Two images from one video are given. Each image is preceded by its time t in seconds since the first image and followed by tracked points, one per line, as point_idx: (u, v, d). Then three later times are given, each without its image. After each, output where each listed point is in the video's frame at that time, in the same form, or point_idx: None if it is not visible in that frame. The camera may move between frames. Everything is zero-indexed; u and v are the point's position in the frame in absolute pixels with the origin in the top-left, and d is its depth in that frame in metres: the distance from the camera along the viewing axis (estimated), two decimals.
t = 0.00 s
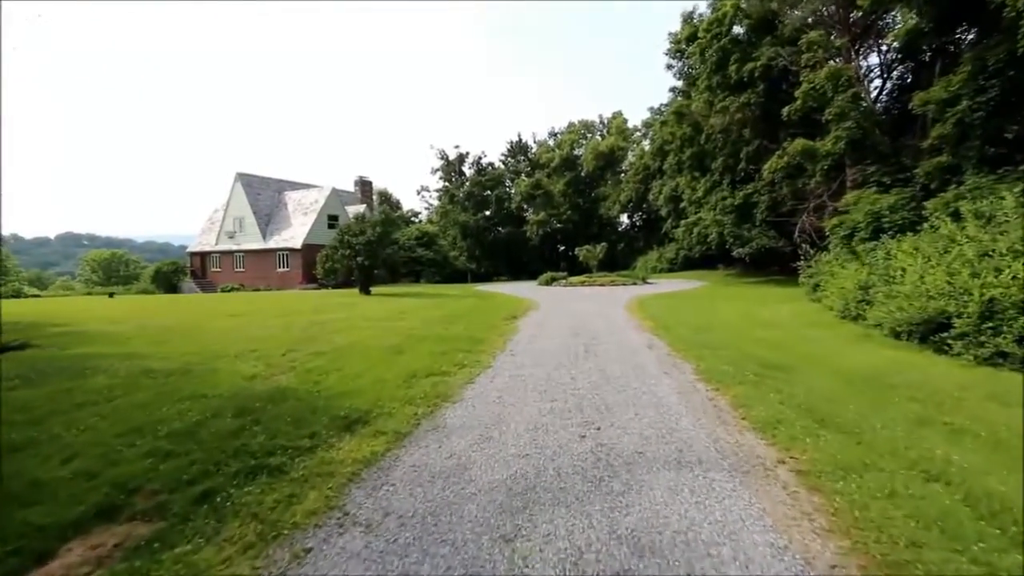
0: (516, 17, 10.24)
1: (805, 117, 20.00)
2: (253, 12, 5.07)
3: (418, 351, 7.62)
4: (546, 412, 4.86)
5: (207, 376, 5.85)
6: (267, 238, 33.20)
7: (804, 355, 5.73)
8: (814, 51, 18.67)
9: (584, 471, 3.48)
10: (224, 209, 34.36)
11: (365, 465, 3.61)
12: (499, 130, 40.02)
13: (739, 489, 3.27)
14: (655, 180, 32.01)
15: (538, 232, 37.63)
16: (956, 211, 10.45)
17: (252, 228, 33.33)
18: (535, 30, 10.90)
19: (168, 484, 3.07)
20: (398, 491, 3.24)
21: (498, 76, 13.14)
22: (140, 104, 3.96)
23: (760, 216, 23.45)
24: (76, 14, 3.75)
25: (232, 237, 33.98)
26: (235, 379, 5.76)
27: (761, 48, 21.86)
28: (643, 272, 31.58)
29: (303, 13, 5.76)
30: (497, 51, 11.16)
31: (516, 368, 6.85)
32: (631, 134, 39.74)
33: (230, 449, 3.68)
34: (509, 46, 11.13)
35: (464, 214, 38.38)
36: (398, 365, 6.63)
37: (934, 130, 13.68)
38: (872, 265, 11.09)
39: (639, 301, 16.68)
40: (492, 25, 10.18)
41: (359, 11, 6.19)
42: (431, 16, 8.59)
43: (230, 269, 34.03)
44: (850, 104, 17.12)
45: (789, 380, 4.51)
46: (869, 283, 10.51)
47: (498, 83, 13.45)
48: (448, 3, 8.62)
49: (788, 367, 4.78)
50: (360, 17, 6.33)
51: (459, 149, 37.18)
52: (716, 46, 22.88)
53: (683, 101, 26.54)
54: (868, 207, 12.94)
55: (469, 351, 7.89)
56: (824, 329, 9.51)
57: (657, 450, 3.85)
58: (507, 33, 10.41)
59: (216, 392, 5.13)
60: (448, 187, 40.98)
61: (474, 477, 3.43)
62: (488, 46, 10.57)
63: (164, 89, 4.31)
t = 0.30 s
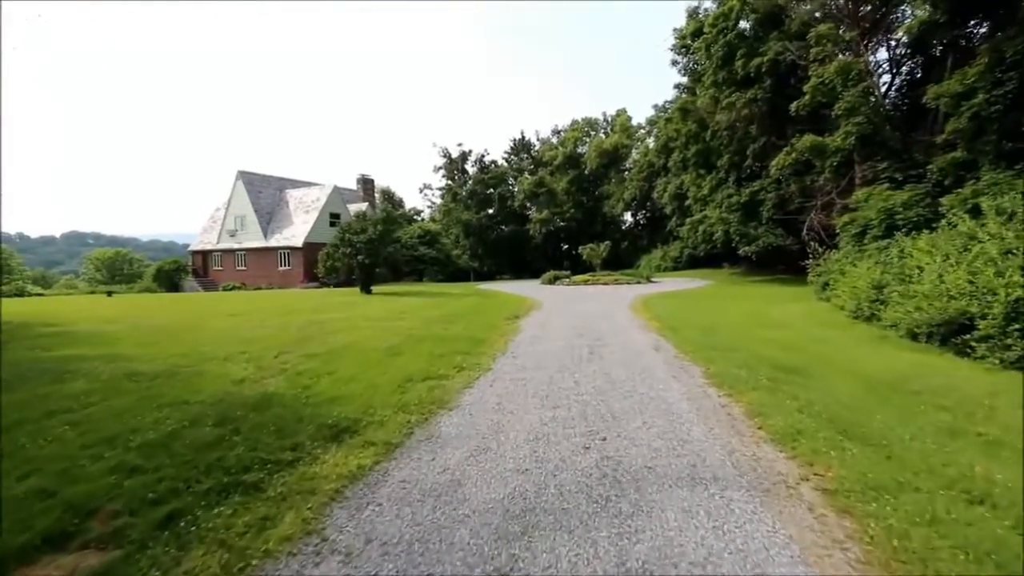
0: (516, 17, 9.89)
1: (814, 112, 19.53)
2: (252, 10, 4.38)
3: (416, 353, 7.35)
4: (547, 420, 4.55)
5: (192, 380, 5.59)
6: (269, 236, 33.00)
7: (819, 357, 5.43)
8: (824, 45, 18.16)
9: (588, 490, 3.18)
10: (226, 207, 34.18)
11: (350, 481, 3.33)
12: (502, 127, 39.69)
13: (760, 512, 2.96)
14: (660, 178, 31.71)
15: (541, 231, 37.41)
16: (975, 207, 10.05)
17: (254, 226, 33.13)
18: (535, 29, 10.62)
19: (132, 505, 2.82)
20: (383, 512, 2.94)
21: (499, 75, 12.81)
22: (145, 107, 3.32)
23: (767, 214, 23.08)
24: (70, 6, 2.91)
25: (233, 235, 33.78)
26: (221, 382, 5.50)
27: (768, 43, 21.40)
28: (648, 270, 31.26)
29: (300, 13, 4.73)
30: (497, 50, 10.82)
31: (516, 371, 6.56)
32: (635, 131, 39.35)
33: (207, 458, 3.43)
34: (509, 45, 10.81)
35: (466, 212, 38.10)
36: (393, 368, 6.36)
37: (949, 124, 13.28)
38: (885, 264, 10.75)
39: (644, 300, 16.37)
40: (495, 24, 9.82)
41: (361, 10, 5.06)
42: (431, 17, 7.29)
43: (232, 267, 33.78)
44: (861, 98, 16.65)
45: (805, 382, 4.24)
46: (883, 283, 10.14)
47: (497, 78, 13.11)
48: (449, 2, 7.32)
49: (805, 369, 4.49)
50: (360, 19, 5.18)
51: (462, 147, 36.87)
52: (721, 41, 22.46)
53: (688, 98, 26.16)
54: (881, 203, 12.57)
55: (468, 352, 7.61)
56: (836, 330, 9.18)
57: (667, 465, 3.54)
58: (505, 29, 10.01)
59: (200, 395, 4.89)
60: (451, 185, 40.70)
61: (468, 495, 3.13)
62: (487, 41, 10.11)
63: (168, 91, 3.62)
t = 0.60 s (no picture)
0: (517, 16, 9.65)
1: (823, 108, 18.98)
2: (251, 10, 3.71)
3: (412, 354, 7.05)
4: (546, 428, 4.25)
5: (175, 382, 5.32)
6: (271, 235, 32.78)
7: (836, 358, 5.09)
8: (832, 38, 17.53)
9: (589, 510, 2.89)
10: (227, 206, 33.94)
11: (328, 499, 3.04)
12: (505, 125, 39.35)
13: (782, 536, 2.66)
14: (664, 175, 31.38)
15: (544, 229, 37.19)
16: (994, 202, 9.67)
17: (256, 225, 32.91)
18: (535, 29, 10.32)
19: (83, 528, 2.54)
20: (362, 536, 2.66)
21: (499, 75, 12.43)
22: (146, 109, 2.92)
23: (773, 211, 22.69)
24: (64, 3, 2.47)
25: (235, 234, 33.57)
26: (205, 387, 5.23)
27: (775, 36, 20.95)
28: (652, 269, 30.88)
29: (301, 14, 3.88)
30: (497, 51, 10.35)
31: (515, 374, 6.26)
32: (639, 128, 38.96)
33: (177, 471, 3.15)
34: (509, 46, 10.39)
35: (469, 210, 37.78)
36: (387, 370, 6.08)
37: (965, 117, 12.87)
38: (899, 262, 10.34)
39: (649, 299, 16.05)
40: (505, 29, 9.53)
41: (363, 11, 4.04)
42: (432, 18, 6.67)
43: (233, 266, 33.57)
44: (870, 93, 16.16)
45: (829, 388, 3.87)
46: (898, 281, 9.71)
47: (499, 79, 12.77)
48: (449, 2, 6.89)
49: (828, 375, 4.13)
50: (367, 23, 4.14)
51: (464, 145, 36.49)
52: (727, 36, 22.04)
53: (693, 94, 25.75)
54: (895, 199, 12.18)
55: (466, 354, 7.31)
56: (848, 329, 8.84)
57: (677, 480, 3.25)
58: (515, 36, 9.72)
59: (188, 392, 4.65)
60: (454, 183, 40.38)
61: (457, 517, 2.83)
62: (489, 43, 9.63)
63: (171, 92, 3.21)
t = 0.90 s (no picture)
0: (517, 14, 9.37)
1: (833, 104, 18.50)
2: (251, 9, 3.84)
3: (406, 358, 6.75)
4: (544, 441, 3.96)
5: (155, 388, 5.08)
6: (274, 234, 32.63)
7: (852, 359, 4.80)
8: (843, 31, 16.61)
9: (590, 539, 2.60)
10: (230, 205, 33.76)
11: (301, 523, 2.81)
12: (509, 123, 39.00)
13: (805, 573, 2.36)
14: (670, 173, 31.05)
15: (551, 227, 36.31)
16: (1015, 199, 9.29)
17: (259, 224, 32.72)
18: (535, 26, 10.04)
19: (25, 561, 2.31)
20: (333, 570, 2.39)
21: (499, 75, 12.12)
22: (143, 109, 3.31)
23: (782, 209, 22.27)
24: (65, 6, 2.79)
25: (238, 233, 33.37)
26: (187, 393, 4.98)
27: (784, 30, 20.46)
28: (657, 267, 30.50)
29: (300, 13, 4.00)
30: (497, 49, 10.07)
31: (513, 379, 5.97)
32: (644, 126, 38.54)
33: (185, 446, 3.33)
34: (509, 43, 10.11)
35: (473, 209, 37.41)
36: (380, 375, 5.82)
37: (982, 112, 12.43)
38: (915, 261, 9.92)
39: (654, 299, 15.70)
40: (505, 23, 9.14)
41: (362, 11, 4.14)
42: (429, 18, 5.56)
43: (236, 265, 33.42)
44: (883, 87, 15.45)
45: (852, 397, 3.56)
46: (913, 281, 9.32)
47: (500, 79, 12.48)
48: None
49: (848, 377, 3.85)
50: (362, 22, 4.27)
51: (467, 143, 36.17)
52: (734, 31, 21.59)
53: (700, 90, 25.33)
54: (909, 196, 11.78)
55: (463, 357, 7.02)
56: (860, 331, 8.49)
57: (685, 504, 2.95)
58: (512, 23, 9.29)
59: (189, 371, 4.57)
60: (458, 181, 39.91)
61: (442, 548, 2.55)
62: (489, 43, 9.37)
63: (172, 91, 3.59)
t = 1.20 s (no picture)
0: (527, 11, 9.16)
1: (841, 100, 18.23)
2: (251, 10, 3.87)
3: (401, 361, 6.47)
4: (542, 456, 3.66)
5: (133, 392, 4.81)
6: (276, 231, 32.39)
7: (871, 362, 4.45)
8: (855, 25, 16.21)
9: None
10: (232, 201, 33.53)
11: (268, 555, 2.56)
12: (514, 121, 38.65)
13: None
14: (676, 171, 30.75)
15: (552, 226, 36.53)
16: None
17: (261, 220, 32.50)
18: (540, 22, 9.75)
19: None
20: None
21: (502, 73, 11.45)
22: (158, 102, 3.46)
23: (790, 208, 21.87)
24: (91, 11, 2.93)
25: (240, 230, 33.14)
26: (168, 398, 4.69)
27: (793, 25, 19.97)
28: (662, 266, 30.12)
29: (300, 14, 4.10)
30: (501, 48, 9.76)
31: (512, 384, 5.68)
32: (650, 123, 38.14)
33: (155, 453, 2.97)
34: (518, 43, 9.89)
35: (477, 206, 37.11)
36: (373, 379, 5.55)
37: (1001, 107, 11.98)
38: (933, 262, 9.52)
39: (659, 298, 15.37)
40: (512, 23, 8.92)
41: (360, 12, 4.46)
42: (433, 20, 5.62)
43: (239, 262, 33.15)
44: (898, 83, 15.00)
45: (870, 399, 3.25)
46: (931, 283, 8.94)
47: (504, 79, 12.18)
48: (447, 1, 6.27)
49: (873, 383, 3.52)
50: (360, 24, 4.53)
51: (471, 140, 35.83)
52: (742, 26, 21.18)
53: (707, 86, 24.93)
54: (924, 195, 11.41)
55: (460, 360, 6.73)
56: (876, 334, 8.13)
57: (696, 535, 2.67)
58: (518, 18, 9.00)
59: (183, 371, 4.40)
60: (462, 179, 39.53)
61: None
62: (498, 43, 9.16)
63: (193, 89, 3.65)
